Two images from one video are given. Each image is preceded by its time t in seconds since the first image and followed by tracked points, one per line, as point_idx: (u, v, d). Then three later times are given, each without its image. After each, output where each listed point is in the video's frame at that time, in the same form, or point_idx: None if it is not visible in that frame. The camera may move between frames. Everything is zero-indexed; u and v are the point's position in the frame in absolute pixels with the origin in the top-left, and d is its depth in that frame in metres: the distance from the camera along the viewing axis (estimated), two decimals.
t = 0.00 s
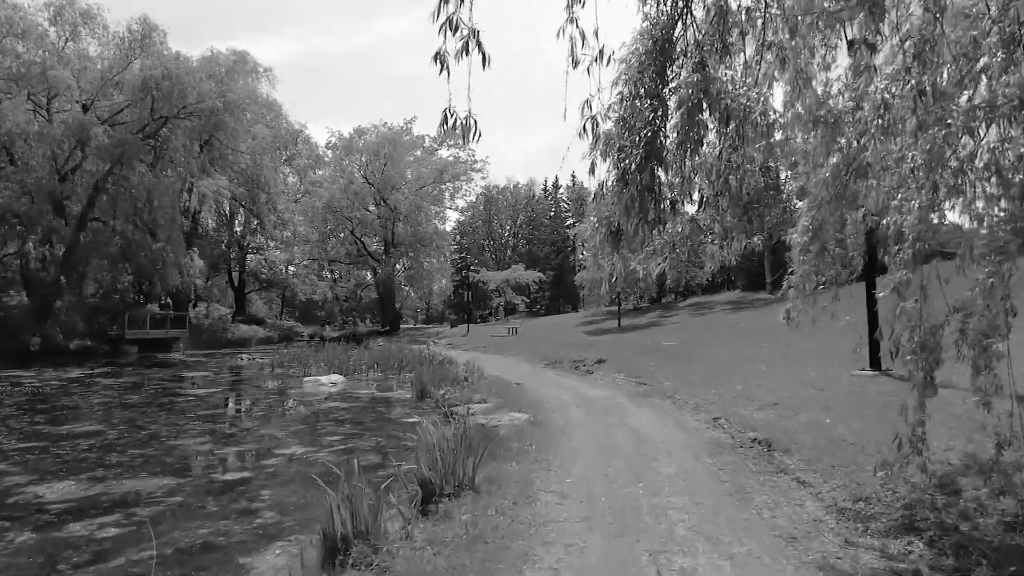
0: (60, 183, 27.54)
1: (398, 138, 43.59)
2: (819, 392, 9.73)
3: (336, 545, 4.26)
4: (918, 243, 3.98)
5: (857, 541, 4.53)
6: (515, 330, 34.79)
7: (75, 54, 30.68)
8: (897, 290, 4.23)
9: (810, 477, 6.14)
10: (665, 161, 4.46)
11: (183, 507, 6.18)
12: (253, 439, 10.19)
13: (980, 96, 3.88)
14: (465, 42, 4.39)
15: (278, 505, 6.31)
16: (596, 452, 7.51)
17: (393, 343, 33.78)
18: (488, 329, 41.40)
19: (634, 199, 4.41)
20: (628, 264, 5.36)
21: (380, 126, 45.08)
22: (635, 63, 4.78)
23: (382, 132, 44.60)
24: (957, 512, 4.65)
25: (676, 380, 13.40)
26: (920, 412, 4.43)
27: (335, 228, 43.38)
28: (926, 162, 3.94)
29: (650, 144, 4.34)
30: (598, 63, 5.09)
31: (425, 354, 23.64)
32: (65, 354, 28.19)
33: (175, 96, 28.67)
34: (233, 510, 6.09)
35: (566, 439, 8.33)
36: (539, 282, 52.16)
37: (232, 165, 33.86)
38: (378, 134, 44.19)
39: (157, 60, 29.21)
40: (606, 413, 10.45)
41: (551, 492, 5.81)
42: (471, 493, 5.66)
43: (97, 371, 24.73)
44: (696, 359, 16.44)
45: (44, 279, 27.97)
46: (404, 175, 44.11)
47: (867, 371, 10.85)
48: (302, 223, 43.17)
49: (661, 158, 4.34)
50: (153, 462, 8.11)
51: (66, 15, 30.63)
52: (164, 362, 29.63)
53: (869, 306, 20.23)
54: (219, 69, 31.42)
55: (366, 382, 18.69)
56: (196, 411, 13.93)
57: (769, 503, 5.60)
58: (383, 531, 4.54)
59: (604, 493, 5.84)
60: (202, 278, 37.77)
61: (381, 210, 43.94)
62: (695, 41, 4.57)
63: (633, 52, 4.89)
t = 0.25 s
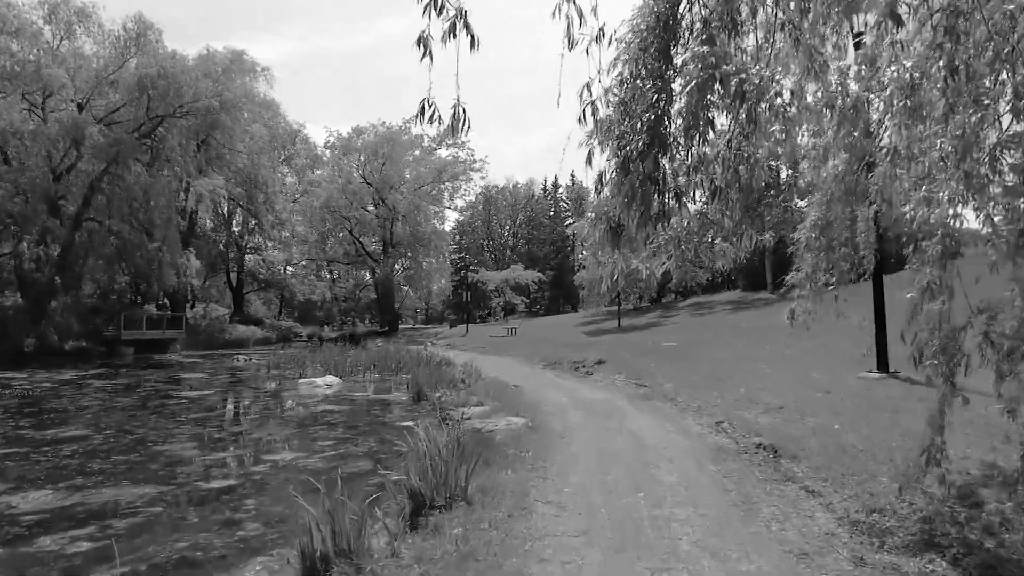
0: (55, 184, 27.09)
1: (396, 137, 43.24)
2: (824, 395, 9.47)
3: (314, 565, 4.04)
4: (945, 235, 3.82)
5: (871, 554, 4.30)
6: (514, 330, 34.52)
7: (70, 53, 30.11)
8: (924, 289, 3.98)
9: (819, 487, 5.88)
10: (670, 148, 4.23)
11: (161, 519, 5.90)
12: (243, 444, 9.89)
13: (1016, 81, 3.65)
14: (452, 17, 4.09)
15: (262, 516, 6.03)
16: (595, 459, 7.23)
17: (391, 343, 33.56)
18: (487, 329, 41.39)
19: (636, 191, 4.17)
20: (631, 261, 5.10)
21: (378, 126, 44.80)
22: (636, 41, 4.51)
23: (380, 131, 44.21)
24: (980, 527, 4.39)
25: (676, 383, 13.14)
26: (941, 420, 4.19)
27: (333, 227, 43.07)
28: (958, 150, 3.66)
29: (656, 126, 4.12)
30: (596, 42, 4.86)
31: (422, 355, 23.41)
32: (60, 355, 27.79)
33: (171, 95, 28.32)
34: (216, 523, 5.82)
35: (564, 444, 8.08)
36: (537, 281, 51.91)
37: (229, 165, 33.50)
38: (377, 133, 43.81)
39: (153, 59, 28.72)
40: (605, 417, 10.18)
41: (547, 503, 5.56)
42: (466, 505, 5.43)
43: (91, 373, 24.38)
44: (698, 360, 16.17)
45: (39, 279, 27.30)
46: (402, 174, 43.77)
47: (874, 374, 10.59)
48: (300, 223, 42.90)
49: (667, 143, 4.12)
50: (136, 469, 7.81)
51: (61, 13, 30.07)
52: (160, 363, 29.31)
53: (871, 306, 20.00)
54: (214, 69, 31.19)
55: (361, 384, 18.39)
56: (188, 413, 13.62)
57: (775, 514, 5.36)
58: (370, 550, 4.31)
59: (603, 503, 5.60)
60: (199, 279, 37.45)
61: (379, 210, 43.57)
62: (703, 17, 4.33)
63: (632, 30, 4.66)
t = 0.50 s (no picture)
0: (51, 182, 26.73)
1: (395, 136, 42.89)
2: (832, 396, 9.19)
3: None
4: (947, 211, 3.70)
5: (891, 567, 4.03)
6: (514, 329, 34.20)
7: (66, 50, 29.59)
8: (956, 281, 3.72)
9: (831, 492, 5.60)
10: (678, 126, 4.02)
11: (140, 525, 5.63)
12: (233, 446, 9.58)
13: None
14: None
15: (245, 522, 5.74)
16: (594, 462, 6.95)
17: (390, 343, 33.26)
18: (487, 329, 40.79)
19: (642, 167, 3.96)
20: (633, 248, 4.86)
21: (377, 125, 44.44)
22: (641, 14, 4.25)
23: (379, 130, 43.84)
24: (1009, 539, 4.12)
25: (679, 383, 12.85)
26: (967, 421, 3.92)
27: (331, 226, 42.74)
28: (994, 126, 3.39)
29: (664, 90, 3.97)
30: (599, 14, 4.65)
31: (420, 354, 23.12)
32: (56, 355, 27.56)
33: (168, 93, 28.04)
34: (197, 529, 5.55)
35: (563, 445, 7.80)
36: (537, 281, 51.60)
37: (227, 163, 33.15)
38: (376, 132, 43.44)
39: (151, 57, 28.25)
40: (605, 417, 9.92)
41: (545, 509, 5.30)
42: (459, 510, 5.16)
43: (85, 372, 24.05)
44: (700, 360, 15.88)
45: (34, 278, 26.85)
46: (402, 173, 43.43)
47: (882, 374, 10.31)
48: (299, 222, 42.58)
49: (677, 113, 3.96)
50: (117, 473, 7.49)
51: (57, 10, 29.58)
52: (156, 363, 29.01)
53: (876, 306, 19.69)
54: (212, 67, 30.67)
55: (358, 384, 18.10)
56: (179, 414, 13.32)
57: (784, 521, 5.09)
58: (353, 561, 4.05)
59: (604, 509, 5.33)
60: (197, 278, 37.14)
61: (378, 209, 43.21)
62: None
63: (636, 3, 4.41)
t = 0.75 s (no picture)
0: (47, 180, 26.31)
1: (394, 134, 42.51)
2: (840, 400, 8.88)
3: None
4: (1015, 198, 3.33)
5: None
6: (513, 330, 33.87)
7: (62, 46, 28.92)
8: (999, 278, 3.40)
9: (845, 504, 5.29)
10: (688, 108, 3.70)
11: (113, 538, 5.31)
12: (220, 450, 9.27)
13: None
14: None
15: (226, 535, 5.42)
16: (595, 470, 6.63)
17: (387, 343, 32.96)
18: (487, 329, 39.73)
19: (650, 148, 3.56)
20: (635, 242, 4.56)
21: (376, 123, 44.01)
22: None
23: (378, 128, 43.45)
24: None
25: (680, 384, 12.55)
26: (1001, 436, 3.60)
27: (330, 225, 42.37)
28: None
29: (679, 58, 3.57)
30: None
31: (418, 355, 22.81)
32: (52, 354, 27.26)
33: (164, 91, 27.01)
34: (173, 542, 5.23)
35: (561, 451, 7.49)
36: (537, 280, 51.26)
37: (224, 162, 32.74)
38: (375, 130, 43.05)
39: (147, 54, 27.71)
40: (605, 421, 9.61)
41: (541, 522, 4.99)
42: (450, 524, 4.84)
43: (78, 372, 23.65)
44: (702, 361, 15.57)
45: (28, 277, 26.18)
46: (400, 172, 43.06)
47: (891, 376, 10.02)
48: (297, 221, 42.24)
49: (690, 85, 3.55)
50: (96, 481, 7.15)
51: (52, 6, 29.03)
52: (152, 363, 28.70)
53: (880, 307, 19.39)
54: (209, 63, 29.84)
55: (353, 385, 17.78)
56: (168, 416, 12.99)
57: (797, 536, 4.78)
58: None
59: (604, 523, 5.01)
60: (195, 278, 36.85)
61: (377, 208, 42.84)
62: None
63: None
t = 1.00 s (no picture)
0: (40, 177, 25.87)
1: (392, 132, 42.15)
2: (849, 400, 8.59)
3: None
4: None
5: None
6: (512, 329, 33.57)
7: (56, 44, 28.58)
8: None
9: (860, 511, 4.99)
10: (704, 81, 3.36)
11: (84, 548, 5.00)
12: (208, 452, 8.96)
13: None
14: None
15: (206, 543, 5.13)
16: (595, 473, 6.34)
17: (384, 343, 32.68)
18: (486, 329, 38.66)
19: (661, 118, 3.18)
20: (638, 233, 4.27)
21: (374, 122, 43.64)
22: None
23: (377, 126, 43.08)
24: None
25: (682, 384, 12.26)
26: None
27: (328, 224, 42.02)
28: None
29: (695, 0, 3.11)
30: None
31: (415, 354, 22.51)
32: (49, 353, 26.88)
33: (161, 87, 26.53)
34: (148, 553, 4.91)
35: (558, 454, 7.19)
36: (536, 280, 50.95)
37: (221, 160, 32.39)
38: (373, 129, 42.68)
39: (143, 50, 27.16)
40: (605, 422, 9.31)
41: (538, 531, 4.68)
42: (441, 533, 4.53)
43: (72, 372, 23.34)
44: (704, 361, 15.30)
45: (23, 275, 25.72)
46: (399, 170, 42.72)
47: (901, 376, 9.73)
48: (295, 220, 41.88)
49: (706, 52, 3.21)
50: (75, 485, 6.85)
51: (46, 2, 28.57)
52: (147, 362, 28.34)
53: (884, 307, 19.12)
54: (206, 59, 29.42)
55: (349, 385, 17.48)
56: (158, 416, 12.67)
57: (813, 546, 4.47)
58: None
59: (605, 532, 4.71)
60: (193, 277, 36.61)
61: (375, 207, 42.49)
62: None
63: None
